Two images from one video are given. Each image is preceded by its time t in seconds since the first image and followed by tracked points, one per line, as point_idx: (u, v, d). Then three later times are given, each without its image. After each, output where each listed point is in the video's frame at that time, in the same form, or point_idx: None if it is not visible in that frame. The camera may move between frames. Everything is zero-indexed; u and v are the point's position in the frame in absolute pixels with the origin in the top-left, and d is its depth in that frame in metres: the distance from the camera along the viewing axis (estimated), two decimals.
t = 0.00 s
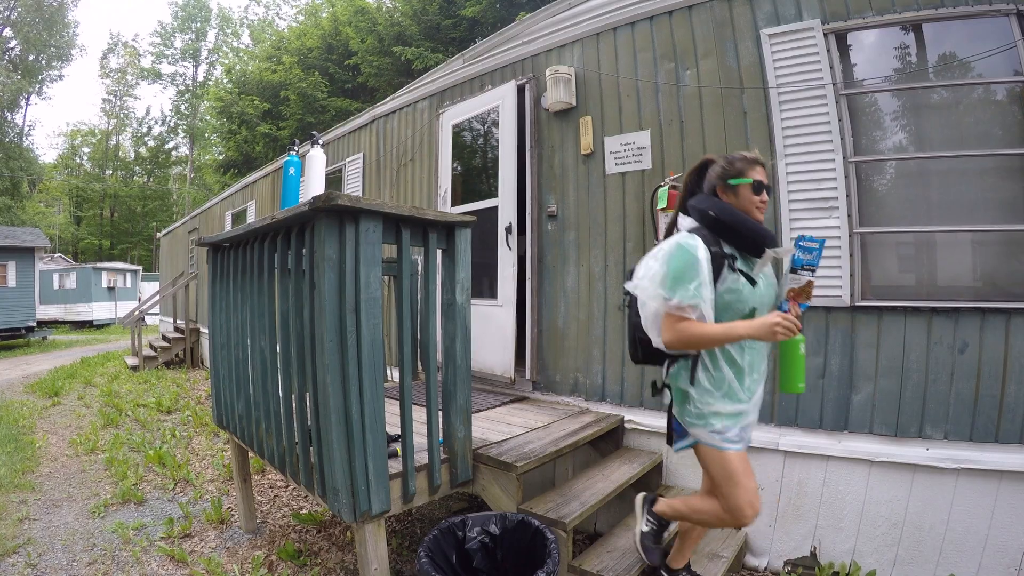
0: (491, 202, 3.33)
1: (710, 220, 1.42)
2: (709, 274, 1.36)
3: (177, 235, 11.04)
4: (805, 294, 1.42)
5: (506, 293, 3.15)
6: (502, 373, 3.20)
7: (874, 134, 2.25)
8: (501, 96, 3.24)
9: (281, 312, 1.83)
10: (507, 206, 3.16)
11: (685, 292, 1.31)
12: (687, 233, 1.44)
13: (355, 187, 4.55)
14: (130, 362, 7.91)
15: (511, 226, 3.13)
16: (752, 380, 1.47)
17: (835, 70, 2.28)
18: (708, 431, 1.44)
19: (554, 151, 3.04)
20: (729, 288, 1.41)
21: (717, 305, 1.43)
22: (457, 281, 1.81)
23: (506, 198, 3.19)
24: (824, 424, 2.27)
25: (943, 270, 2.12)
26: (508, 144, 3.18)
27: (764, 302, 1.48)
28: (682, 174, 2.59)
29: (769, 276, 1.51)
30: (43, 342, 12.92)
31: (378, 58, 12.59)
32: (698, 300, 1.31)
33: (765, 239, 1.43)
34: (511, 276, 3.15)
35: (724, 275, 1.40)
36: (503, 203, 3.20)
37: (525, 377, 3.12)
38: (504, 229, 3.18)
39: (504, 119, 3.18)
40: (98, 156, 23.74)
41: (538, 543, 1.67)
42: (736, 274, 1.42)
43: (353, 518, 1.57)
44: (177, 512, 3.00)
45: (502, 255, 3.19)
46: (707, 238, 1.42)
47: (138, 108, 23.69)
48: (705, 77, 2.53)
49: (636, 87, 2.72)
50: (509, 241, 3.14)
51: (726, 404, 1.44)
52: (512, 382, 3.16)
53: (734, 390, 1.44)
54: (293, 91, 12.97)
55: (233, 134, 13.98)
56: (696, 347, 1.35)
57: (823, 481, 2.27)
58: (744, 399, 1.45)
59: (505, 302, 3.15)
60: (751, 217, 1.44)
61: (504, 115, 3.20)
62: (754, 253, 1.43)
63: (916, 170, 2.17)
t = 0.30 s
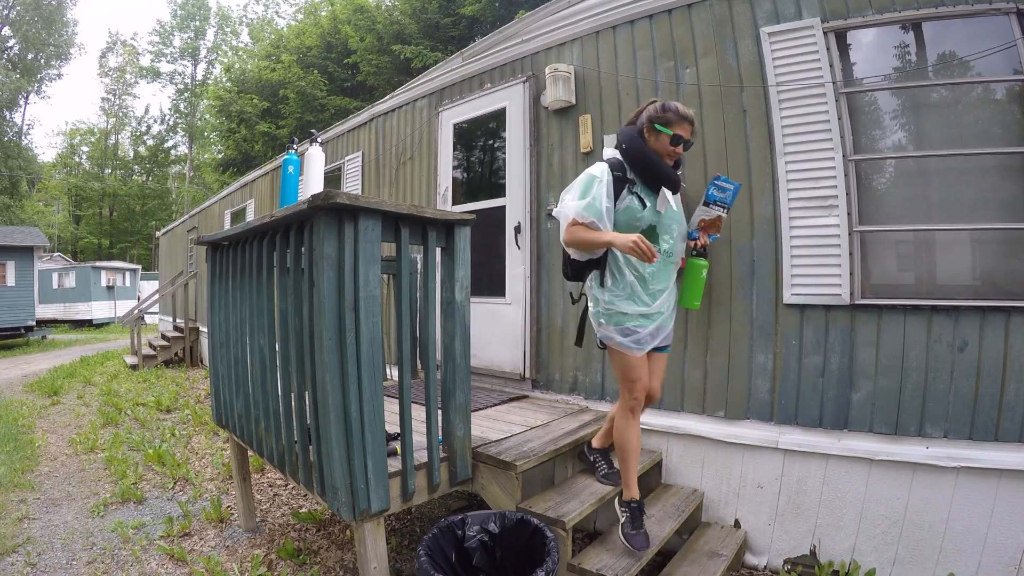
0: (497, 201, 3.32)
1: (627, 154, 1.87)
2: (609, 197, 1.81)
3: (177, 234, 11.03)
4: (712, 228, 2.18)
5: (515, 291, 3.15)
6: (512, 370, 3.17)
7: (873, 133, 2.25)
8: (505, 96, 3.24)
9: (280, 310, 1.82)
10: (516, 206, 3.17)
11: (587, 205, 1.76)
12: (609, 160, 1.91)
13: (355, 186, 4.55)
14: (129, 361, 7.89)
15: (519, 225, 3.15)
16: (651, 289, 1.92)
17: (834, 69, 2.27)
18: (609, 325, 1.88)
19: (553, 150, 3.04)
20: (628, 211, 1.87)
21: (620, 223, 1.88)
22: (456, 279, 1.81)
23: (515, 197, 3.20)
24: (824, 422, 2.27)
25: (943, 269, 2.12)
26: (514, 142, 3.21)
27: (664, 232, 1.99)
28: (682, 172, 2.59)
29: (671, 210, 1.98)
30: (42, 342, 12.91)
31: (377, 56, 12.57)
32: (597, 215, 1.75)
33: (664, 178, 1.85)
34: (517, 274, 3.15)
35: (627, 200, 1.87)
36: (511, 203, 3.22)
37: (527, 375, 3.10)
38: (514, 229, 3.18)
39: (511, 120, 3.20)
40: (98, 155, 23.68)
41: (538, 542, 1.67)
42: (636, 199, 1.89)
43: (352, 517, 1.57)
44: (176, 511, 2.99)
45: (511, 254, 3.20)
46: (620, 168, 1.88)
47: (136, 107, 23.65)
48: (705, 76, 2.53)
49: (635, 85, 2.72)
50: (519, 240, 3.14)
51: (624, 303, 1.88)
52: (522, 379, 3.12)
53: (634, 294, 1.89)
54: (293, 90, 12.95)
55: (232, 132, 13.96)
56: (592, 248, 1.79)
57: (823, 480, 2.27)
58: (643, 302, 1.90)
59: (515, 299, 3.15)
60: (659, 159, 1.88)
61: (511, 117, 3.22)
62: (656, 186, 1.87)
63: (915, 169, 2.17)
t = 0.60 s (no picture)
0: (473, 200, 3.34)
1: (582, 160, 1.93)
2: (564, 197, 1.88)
3: (177, 234, 11.05)
4: (698, 207, 2.35)
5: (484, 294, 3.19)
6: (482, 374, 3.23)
7: (873, 135, 2.25)
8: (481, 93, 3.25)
9: (281, 311, 1.82)
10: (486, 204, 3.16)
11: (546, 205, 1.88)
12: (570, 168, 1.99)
13: (355, 186, 4.55)
14: (129, 362, 7.89)
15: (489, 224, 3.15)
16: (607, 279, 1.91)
17: (835, 71, 2.27)
18: (569, 310, 1.95)
19: (554, 151, 3.04)
20: (582, 209, 1.94)
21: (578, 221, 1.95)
22: (457, 281, 1.81)
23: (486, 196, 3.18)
24: (825, 425, 2.27)
25: (943, 271, 2.12)
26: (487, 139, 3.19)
27: (624, 225, 1.94)
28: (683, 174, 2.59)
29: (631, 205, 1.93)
30: (42, 342, 12.91)
31: (379, 57, 12.58)
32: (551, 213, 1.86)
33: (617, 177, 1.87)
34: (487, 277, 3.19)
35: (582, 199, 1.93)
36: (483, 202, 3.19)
37: (527, 377, 3.10)
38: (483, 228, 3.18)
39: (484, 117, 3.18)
40: (99, 155, 23.69)
41: (538, 544, 1.67)
42: (591, 199, 1.94)
43: (352, 519, 1.56)
44: (176, 511, 2.99)
45: (483, 255, 3.24)
46: (577, 174, 1.98)
47: (137, 108, 23.67)
48: (706, 78, 2.53)
49: (636, 87, 2.72)
50: (488, 239, 3.14)
51: (580, 291, 1.93)
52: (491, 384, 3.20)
53: (590, 283, 1.92)
54: (294, 91, 12.98)
55: (233, 133, 13.98)
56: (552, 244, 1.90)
57: (823, 482, 2.27)
58: (598, 291, 1.92)
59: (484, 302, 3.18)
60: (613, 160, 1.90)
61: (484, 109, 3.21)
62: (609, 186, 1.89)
63: (915, 171, 2.17)
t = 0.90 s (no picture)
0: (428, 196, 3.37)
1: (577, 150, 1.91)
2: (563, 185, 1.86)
3: (178, 233, 11.05)
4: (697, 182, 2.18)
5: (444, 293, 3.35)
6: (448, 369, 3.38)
7: (875, 133, 2.24)
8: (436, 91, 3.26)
9: (283, 310, 1.82)
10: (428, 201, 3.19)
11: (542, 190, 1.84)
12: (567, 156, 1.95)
13: (357, 185, 4.54)
14: (130, 360, 7.89)
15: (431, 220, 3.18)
16: (601, 267, 1.90)
17: (838, 69, 2.26)
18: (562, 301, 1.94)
19: (556, 149, 3.03)
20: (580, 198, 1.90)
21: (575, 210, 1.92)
22: (459, 279, 1.80)
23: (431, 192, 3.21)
24: (827, 423, 2.26)
25: (945, 271, 2.11)
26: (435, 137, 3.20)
27: (621, 212, 1.92)
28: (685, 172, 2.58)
29: (628, 191, 1.91)
30: (43, 340, 12.94)
31: (379, 55, 12.55)
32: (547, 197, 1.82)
33: (614, 160, 1.85)
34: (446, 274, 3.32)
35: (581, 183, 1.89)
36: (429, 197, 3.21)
37: (529, 375, 3.10)
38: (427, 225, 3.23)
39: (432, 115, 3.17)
40: (99, 153, 23.65)
41: (539, 543, 1.66)
42: (591, 183, 1.89)
43: (354, 517, 1.56)
44: (177, 510, 2.99)
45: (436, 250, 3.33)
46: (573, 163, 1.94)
47: (138, 106, 23.65)
48: (708, 75, 2.52)
49: (639, 85, 2.71)
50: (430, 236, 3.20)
51: (575, 279, 1.92)
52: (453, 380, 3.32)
53: (586, 272, 1.90)
54: (295, 88, 12.98)
55: (234, 131, 13.97)
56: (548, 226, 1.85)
57: (825, 482, 2.27)
58: (593, 281, 1.89)
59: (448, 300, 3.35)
60: (608, 145, 1.88)
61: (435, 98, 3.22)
62: (607, 170, 1.86)
63: (918, 170, 2.16)
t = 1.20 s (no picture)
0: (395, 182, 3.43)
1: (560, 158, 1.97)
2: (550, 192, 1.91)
3: (179, 233, 11.07)
4: (663, 218, 2.33)
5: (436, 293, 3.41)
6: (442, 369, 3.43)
7: (876, 134, 2.24)
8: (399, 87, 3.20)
9: (284, 310, 1.82)
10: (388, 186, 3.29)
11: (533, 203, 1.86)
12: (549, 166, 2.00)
13: (358, 185, 4.55)
14: (130, 360, 7.89)
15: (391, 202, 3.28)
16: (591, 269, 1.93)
17: (839, 69, 2.26)
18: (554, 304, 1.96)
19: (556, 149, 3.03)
20: (567, 204, 1.95)
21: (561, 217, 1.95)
22: (460, 279, 1.80)
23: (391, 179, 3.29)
24: (828, 424, 2.26)
25: (946, 271, 2.11)
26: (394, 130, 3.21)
27: (608, 218, 1.98)
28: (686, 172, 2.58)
29: (613, 197, 1.98)
30: (44, 340, 12.95)
31: (380, 56, 12.57)
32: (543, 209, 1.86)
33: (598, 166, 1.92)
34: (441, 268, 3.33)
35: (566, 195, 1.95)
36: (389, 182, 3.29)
37: (529, 376, 3.11)
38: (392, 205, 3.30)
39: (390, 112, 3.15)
40: (99, 153, 23.59)
41: (540, 543, 1.66)
42: (575, 194, 1.96)
43: (354, 517, 1.56)
44: (177, 510, 2.99)
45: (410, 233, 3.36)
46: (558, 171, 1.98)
47: (139, 106, 23.67)
48: (710, 76, 2.52)
49: (640, 85, 2.72)
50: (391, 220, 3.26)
51: (566, 284, 1.94)
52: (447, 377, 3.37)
53: (576, 276, 1.94)
54: (295, 89, 13.00)
55: (234, 132, 13.99)
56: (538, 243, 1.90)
57: (826, 482, 2.26)
58: (584, 283, 1.93)
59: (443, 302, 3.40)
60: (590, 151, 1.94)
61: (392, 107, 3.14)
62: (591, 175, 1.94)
63: (918, 171, 2.16)
